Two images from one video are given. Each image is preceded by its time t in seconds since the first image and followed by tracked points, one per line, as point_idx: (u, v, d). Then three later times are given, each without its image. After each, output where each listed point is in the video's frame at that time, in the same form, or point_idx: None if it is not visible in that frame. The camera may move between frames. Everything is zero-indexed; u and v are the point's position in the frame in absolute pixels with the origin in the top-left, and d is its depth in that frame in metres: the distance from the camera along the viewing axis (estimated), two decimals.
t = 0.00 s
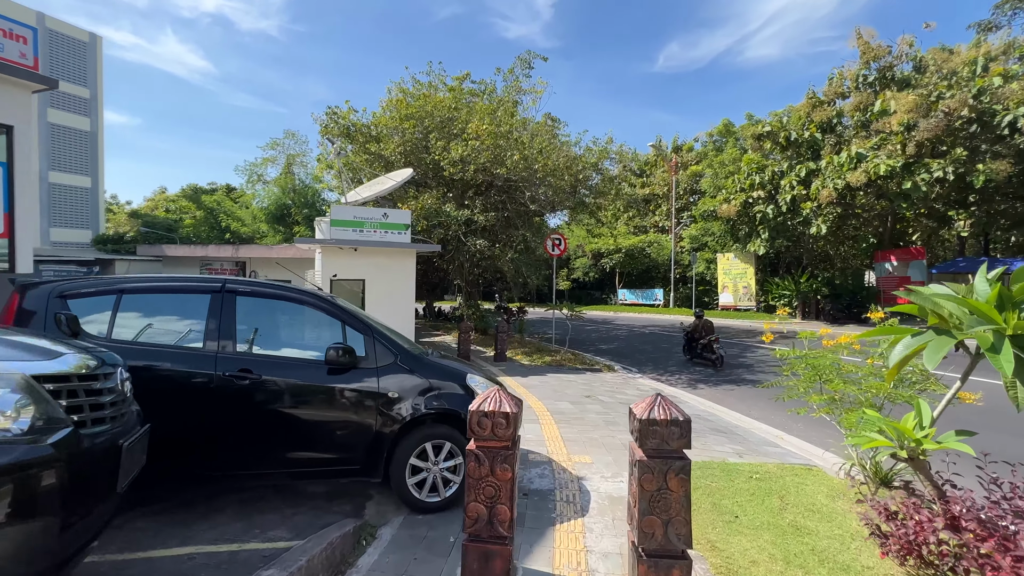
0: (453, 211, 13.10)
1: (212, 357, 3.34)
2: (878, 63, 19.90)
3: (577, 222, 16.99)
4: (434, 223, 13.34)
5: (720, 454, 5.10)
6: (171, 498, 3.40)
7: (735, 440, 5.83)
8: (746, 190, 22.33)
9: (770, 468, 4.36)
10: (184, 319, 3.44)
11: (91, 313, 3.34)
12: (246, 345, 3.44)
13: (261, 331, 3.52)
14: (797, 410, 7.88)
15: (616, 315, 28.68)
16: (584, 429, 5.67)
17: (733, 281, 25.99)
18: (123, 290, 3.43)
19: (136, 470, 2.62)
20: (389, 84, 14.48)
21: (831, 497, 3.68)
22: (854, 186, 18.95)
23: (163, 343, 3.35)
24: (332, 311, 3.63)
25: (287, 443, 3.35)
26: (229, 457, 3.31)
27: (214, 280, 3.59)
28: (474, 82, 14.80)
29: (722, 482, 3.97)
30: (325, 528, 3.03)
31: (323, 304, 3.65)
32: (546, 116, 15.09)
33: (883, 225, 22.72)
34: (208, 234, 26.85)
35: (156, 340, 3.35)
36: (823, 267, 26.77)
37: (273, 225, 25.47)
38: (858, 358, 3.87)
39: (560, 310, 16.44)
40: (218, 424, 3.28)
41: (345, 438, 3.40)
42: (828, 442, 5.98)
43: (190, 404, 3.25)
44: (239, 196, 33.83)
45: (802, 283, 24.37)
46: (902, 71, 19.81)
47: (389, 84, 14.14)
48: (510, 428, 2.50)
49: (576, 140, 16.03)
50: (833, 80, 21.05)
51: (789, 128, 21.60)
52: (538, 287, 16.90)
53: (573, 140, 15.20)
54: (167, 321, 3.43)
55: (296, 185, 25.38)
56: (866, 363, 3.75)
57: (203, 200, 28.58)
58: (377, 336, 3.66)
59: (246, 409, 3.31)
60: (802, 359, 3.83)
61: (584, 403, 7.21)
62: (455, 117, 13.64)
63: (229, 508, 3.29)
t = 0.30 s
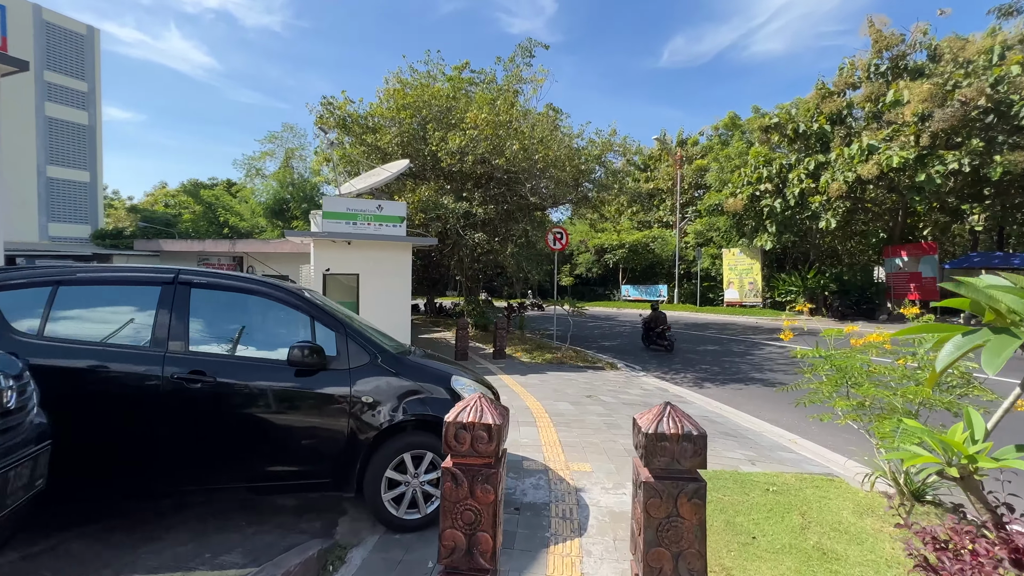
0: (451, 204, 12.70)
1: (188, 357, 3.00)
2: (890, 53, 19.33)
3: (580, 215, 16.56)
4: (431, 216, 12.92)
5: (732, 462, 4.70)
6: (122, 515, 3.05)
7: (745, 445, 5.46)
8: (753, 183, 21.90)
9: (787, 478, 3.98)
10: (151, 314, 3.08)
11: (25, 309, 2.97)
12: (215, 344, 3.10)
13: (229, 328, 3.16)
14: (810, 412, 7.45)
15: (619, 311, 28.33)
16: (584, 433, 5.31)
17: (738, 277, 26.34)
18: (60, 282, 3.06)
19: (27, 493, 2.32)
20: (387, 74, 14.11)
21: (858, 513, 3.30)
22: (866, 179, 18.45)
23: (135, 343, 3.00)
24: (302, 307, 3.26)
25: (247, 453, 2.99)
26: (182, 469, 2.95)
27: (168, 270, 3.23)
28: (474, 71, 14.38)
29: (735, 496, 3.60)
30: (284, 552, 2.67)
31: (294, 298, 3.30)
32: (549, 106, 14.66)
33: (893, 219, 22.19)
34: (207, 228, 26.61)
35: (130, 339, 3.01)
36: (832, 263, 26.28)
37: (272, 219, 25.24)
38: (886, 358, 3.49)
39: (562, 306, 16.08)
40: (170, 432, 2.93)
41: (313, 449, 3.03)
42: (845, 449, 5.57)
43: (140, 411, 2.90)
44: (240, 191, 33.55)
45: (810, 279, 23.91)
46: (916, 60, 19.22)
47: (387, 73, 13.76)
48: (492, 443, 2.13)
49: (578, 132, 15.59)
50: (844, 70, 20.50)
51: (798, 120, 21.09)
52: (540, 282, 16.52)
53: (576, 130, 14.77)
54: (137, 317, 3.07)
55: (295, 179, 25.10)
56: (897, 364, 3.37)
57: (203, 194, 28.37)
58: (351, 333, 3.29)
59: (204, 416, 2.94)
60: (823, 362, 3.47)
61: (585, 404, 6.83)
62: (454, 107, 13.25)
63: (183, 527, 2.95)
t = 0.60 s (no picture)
0: (450, 199, 12.25)
1: (153, 370, 2.62)
2: (906, 42, 18.73)
3: (584, 211, 16.11)
4: (430, 211, 12.49)
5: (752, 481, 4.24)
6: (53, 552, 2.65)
7: (762, 457, 5.03)
8: (762, 177, 21.37)
9: (816, 501, 3.55)
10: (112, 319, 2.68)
11: None
12: (195, 355, 2.72)
13: (209, 336, 2.79)
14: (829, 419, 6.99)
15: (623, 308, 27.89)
16: (589, 444, 4.88)
17: (745, 274, 25.83)
18: None
19: None
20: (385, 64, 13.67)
21: (904, 549, 2.87)
22: (880, 173, 17.89)
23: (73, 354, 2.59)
24: (266, 312, 2.84)
25: (196, 482, 2.58)
26: (123, 499, 2.55)
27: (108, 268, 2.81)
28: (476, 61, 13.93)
29: (761, 524, 3.17)
30: None
31: (260, 303, 2.87)
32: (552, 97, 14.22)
33: (905, 214, 21.63)
34: (206, 224, 26.31)
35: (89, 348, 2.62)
36: (840, 260, 25.74)
37: (271, 215, 24.91)
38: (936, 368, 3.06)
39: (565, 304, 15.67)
40: (108, 457, 2.52)
41: (275, 476, 2.62)
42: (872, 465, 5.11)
43: (73, 431, 2.49)
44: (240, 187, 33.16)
45: (818, 276, 23.38)
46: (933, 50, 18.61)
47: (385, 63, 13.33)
48: (476, 484, 1.70)
49: (583, 125, 15.11)
50: (857, 61, 19.93)
51: (809, 112, 20.53)
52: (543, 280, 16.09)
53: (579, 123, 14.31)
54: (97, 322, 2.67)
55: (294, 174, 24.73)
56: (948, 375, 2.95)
57: (202, 190, 28.02)
58: (322, 340, 2.86)
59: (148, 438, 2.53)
60: (864, 372, 3.03)
61: (589, 411, 6.37)
62: (454, 98, 12.81)
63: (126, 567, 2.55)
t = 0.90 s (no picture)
0: (450, 191, 11.80)
1: (109, 384, 2.23)
2: (923, 31, 18.14)
3: (589, 207, 15.69)
4: (430, 204, 12.07)
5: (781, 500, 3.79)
6: None
7: (789, 469, 4.59)
8: (773, 171, 20.82)
9: (859, 526, 3.12)
10: (102, 318, 2.39)
11: None
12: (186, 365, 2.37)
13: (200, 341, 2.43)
14: (854, 424, 6.51)
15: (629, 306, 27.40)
16: (598, 455, 4.45)
17: (754, 270, 25.29)
18: None
19: None
20: (385, 52, 13.22)
21: None
22: (896, 165, 17.33)
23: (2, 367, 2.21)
24: (226, 312, 2.44)
25: (131, 516, 2.18)
26: (49, 534, 2.15)
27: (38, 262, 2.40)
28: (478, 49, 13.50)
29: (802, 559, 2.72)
30: None
31: (221, 303, 2.46)
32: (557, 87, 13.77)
33: (920, 209, 21.05)
34: (206, 219, 26.02)
35: (75, 352, 2.31)
36: (852, 257, 25.18)
37: (271, 211, 24.56)
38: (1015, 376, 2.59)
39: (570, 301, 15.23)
40: (35, 482, 2.13)
41: (227, 507, 2.22)
42: (910, 481, 4.64)
43: None
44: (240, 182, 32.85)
45: (829, 273, 22.83)
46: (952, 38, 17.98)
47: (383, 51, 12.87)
48: (461, 540, 1.30)
49: (589, 117, 14.63)
50: (871, 50, 19.36)
51: (821, 104, 19.96)
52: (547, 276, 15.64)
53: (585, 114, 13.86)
54: (85, 320, 2.38)
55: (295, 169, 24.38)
56: None
57: (202, 186, 27.69)
58: (291, 343, 2.45)
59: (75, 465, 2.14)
60: (925, 383, 2.60)
61: (597, 416, 5.92)
62: (455, 88, 12.40)
63: None
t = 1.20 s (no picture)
0: (449, 185, 11.42)
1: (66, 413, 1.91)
2: (939, 20, 17.61)
3: (593, 203, 15.30)
4: (430, 199, 11.71)
5: (807, 523, 3.37)
6: None
7: (810, 485, 4.19)
8: (783, 166, 20.29)
9: (903, 560, 2.73)
10: (90, 324, 2.07)
11: None
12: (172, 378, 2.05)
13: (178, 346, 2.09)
14: (875, 433, 6.08)
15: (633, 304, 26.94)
16: (600, 469, 4.07)
17: (762, 268, 24.81)
18: None
19: None
20: (383, 43, 12.82)
21: None
22: (912, 159, 16.81)
23: None
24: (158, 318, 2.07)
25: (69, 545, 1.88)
26: (41, 539, 1.87)
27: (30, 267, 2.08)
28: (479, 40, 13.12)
29: None
30: None
31: (157, 308, 2.08)
32: (561, 79, 13.39)
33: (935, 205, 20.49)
34: (206, 216, 25.79)
35: (57, 361, 2.03)
36: (862, 254, 24.65)
37: (271, 207, 24.27)
38: None
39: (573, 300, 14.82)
40: None
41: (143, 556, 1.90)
42: (944, 502, 4.21)
43: None
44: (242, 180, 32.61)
45: (839, 271, 22.29)
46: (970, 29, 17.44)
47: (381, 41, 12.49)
48: None
49: (593, 110, 14.22)
50: (885, 41, 18.84)
51: (833, 97, 19.43)
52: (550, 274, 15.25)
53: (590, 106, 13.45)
54: (72, 327, 2.07)
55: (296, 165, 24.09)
56: None
57: (202, 182, 27.42)
58: (237, 353, 2.08)
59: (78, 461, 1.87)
60: (992, 401, 2.34)
61: (601, 423, 5.51)
62: (456, 78, 12.04)
63: None
